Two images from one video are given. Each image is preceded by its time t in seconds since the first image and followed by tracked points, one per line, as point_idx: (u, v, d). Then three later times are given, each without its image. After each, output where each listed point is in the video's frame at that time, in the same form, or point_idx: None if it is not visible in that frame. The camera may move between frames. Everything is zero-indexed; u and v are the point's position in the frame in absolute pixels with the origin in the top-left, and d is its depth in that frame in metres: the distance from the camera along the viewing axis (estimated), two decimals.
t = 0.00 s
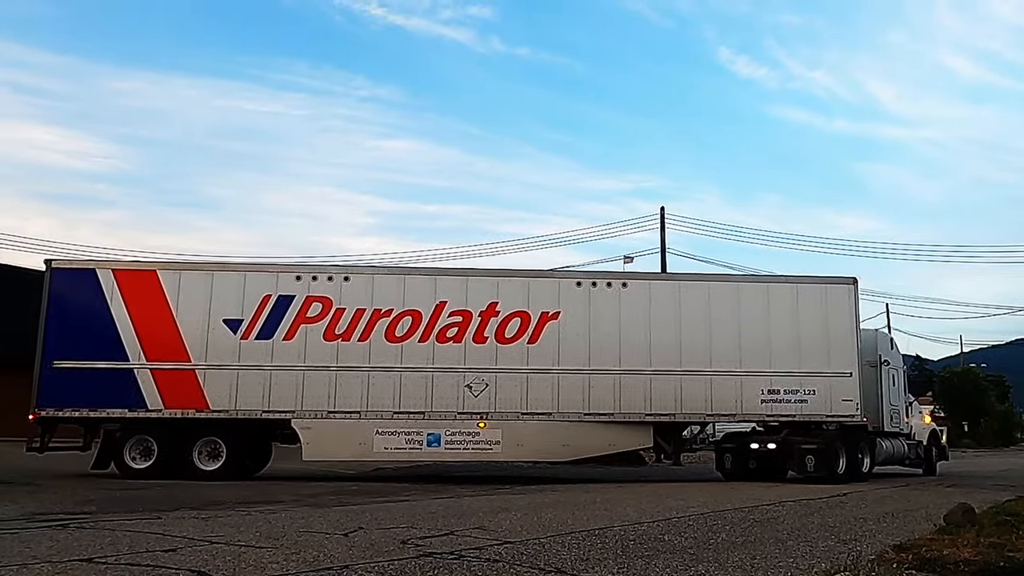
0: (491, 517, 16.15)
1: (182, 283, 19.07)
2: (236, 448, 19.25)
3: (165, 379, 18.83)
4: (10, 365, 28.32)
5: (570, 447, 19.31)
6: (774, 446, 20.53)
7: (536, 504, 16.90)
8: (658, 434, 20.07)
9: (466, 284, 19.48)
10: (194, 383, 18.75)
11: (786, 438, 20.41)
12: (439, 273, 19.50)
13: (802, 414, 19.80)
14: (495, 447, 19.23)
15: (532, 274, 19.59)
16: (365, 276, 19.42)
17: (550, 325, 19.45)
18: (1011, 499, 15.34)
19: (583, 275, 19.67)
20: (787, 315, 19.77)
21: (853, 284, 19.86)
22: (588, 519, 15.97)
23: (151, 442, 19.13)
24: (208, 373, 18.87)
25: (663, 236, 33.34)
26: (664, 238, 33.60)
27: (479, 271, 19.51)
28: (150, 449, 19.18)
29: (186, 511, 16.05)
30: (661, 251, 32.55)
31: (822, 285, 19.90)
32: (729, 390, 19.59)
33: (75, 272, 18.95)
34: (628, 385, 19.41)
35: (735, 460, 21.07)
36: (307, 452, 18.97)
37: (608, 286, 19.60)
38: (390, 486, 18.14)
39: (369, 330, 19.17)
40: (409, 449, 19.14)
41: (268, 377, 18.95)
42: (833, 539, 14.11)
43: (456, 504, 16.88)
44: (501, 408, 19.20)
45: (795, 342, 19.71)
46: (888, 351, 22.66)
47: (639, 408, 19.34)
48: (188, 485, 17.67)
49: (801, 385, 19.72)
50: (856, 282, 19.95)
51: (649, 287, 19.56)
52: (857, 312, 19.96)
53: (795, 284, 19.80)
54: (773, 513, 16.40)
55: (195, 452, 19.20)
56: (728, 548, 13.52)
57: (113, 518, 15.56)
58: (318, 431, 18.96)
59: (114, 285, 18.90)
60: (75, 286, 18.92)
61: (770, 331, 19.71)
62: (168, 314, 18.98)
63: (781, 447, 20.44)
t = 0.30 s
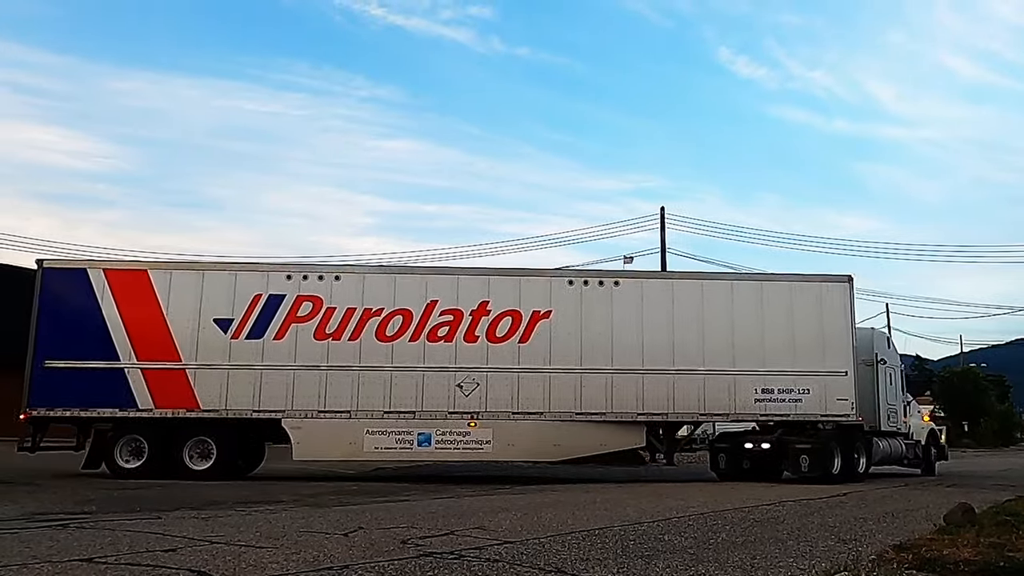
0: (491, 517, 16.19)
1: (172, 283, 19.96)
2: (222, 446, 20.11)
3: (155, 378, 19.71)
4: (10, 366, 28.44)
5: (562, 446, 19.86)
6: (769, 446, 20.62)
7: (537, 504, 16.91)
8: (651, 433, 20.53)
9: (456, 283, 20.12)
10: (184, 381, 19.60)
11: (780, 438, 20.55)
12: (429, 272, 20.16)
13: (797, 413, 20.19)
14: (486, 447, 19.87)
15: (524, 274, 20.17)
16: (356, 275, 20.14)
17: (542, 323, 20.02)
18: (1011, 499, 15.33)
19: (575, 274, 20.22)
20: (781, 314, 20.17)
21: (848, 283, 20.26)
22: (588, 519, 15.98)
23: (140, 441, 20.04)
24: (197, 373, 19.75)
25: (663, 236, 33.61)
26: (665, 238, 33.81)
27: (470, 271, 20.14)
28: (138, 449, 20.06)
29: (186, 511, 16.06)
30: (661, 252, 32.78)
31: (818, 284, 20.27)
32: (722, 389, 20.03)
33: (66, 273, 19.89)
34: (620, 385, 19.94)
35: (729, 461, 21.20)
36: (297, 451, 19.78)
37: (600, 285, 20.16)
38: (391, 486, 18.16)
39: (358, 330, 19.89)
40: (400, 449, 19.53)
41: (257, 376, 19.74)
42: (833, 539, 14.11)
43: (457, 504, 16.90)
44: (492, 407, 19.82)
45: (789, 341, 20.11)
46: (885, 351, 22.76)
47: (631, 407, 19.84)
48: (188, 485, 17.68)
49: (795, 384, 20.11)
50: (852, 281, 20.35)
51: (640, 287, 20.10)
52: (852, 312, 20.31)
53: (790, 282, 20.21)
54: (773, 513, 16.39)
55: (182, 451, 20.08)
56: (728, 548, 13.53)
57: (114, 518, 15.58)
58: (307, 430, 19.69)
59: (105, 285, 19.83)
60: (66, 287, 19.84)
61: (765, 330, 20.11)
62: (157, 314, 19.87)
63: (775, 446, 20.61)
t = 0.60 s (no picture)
0: (501, 517, 16.25)
1: (173, 284, 21.31)
2: (221, 445, 21.39)
3: (157, 379, 21.09)
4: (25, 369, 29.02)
5: (562, 446, 20.26)
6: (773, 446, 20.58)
7: (548, 504, 16.95)
8: (652, 433, 20.70)
9: (455, 282, 20.85)
10: (186, 380, 20.92)
11: (784, 438, 20.57)
12: (429, 271, 20.96)
13: (803, 413, 20.18)
14: (486, 446, 20.44)
15: (522, 272, 20.78)
16: (355, 275, 21.11)
17: (541, 322, 20.51)
18: None
19: (574, 272, 20.67)
20: (785, 312, 20.26)
21: (853, 280, 20.29)
22: (599, 519, 16.01)
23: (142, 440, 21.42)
24: (200, 374, 21.03)
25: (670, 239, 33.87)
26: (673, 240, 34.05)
27: (468, 270, 20.89)
28: (141, 448, 21.45)
29: (199, 510, 16.18)
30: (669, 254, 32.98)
31: (821, 281, 20.34)
32: (724, 387, 20.14)
33: (70, 276, 21.38)
34: (620, 385, 20.22)
35: (732, 461, 21.03)
36: (297, 450, 20.72)
37: (601, 284, 20.55)
38: (402, 486, 18.25)
39: (357, 329, 20.83)
40: (400, 448, 20.46)
41: (259, 375, 20.94)
42: (844, 539, 14.09)
43: (468, 503, 16.95)
44: (492, 407, 20.37)
45: (793, 340, 20.16)
46: (891, 349, 22.69)
47: (632, 407, 20.11)
48: (201, 484, 17.80)
49: (799, 383, 20.12)
50: (856, 278, 20.38)
51: (641, 285, 20.41)
52: (857, 308, 20.31)
53: (792, 279, 20.32)
54: (784, 513, 16.37)
55: (184, 449, 21.42)
56: (738, 548, 13.55)
57: (128, 518, 15.73)
58: (307, 428, 20.70)
59: (107, 287, 21.26)
60: (69, 289, 21.31)
61: (767, 328, 20.21)
62: (157, 315, 21.22)
63: (779, 446, 20.55)
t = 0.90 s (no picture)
0: (523, 514, 16.31)
1: (189, 282, 21.69)
2: (235, 443, 21.76)
3: (172, 377, 21.45)
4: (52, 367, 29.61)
5: (574, 444, 20.30)
6: (789, 445, 20.49)
7: (569, 502, 16.99)
8: (665, 432, 20.68)
9: (466, 280, 20.99)
10: (200, 378, 21.25)
11: (800, 436, 20.45)
12: (440, 269, 21.11)
13: (818, 412, 20.07)
14: (496, 444, 20.54)
15: (533, 270, 20.80)
16: (367, 273, 21.32)
17: (552, 320, 20.53)
18: None
19: (586, 270, 20.67)
20: (800, 309, 20.15)
21: (870, 275, 20.11)
22: (620, 517, 16.03)
23: (158, 438, 21.89)
24: (214, 372, 21.32)
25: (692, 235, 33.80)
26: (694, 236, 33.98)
27: (480, 268, 20.99)
28: (156, 445, 21.94)
29: (224, 507, 16.39)
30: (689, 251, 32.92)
31: (837, 276, 20.19)
32: (738, 384, 20.07)
33: (89, 275, 21.89)
34: (632, 383, 20.20)
35: (746, 460, 20.93)
36: (310, 448, 20.91)
37: (613, 281, 20.53)
38: (424, 483, 18.36)
39: (369, 328, 21.01)
40: (412, 447, 20.68)
41: (272, 373, 21.16)
42: (867, 539, 14.01)
43: (490, 501, 17.03)
44: (502, 405, 20.46)
45: (808, 336, 20.05)
46: (911, 346, 22.45)
47: (644, 404, 20.10)
48: (227, 482, 17.98)
49: (814, 381, 20.02)
50: (873, 273, 20.22)
51: (653, 282, 20.37)
52: (875, 304, 20.12)
53: (807, 275, 20.20)
54: (806, 512, 16.32)
55: (199, 447, 21.82)
56: (761, 547, 13.52)
57: (154, 514, 15.96)
58: (319, 426, 20.90)
59: (125, 285, 21.74)
60: (88, 287, 21.82)
61: (783, 325, 20.10)
62: (173, 314, 21.61)
63: (794, 444, 20.45)
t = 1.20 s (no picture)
0: (554, 512, 16.37)
1: (214, 281, 22.04)
2: (258, 440, 22.01)
3: (197, 375, 21.78)
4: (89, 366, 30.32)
5: (593, 442, 20.27)
6: (811, 444, 20.41)
7: (599, 500, 17.01)
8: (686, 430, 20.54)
9: (485, 278, 21.08)
10: (225, 377, 21.58)
11: (824, 434, 20.28)
12: (458, 267, 21.24)
13: (842, 409, 19.88)
14: (515, 442, 20.53)
15: (553, 267, 20.81)
16: (388, 271, 21.51)
17: (571, 316, 20.55)
18: None
19: (606, 266, 20.64)
20: (824, 304, 19.95)
21: (896, 269, 19.84)
22: (651, 515, 16.03)
23: (184, 435, 22.29)
24: (238, 370, 21.62)
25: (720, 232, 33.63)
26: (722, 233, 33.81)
27: (499, 266, 21.07)
28: (182, 442, 22.34)
29: (259, 503, 16.63)
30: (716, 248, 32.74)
31: (863, 271, 19.94)
32: (761, 382, 19.93)
33: (117, 275, 22.35)
34: (652, 380, 20.14)
35: (770, 458, 21.08)
36: (331, 445, 21.07)
37: (633, 277, 20.48)
38: (455, 481, 18.49)
39: (389, 326, 21.17)
40: (430, 444, 20.75)
41: (294, 371, 21.40)
42: (902, 539, 13.87)
43: (519, 499, 17.13)
44: (521, 402, 20.49)
45: (832, 332, 19.84)
46: (941, 342, 22.13)
47: (664, 402, 20.00)
48: (262, 479, 18.23)
49: (839, 377, 19.81)
50: (900, 267, 19.94)
51: (673, 278, 20.29)
52: (901, 298, 19.83)
53: (831, 270, 19.99)
54: (838, 511, 16.20)
55: (224, 444, 22.13)
56: (794, 546, 13.45)
57: (191, 510, 16.26)
58: (340, 424, 21.04)
59: (152, 284, 22.16)
60: (117, 287, 22.27)
61: (806, 320, 19.91)
62: (198, 313, 21.96)
63: (818, 442, 20.33)
